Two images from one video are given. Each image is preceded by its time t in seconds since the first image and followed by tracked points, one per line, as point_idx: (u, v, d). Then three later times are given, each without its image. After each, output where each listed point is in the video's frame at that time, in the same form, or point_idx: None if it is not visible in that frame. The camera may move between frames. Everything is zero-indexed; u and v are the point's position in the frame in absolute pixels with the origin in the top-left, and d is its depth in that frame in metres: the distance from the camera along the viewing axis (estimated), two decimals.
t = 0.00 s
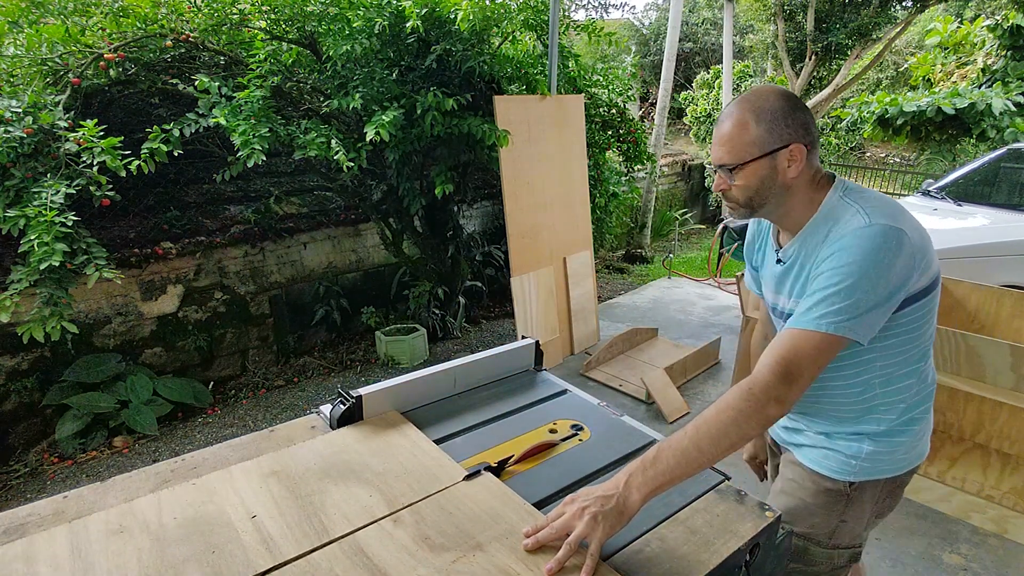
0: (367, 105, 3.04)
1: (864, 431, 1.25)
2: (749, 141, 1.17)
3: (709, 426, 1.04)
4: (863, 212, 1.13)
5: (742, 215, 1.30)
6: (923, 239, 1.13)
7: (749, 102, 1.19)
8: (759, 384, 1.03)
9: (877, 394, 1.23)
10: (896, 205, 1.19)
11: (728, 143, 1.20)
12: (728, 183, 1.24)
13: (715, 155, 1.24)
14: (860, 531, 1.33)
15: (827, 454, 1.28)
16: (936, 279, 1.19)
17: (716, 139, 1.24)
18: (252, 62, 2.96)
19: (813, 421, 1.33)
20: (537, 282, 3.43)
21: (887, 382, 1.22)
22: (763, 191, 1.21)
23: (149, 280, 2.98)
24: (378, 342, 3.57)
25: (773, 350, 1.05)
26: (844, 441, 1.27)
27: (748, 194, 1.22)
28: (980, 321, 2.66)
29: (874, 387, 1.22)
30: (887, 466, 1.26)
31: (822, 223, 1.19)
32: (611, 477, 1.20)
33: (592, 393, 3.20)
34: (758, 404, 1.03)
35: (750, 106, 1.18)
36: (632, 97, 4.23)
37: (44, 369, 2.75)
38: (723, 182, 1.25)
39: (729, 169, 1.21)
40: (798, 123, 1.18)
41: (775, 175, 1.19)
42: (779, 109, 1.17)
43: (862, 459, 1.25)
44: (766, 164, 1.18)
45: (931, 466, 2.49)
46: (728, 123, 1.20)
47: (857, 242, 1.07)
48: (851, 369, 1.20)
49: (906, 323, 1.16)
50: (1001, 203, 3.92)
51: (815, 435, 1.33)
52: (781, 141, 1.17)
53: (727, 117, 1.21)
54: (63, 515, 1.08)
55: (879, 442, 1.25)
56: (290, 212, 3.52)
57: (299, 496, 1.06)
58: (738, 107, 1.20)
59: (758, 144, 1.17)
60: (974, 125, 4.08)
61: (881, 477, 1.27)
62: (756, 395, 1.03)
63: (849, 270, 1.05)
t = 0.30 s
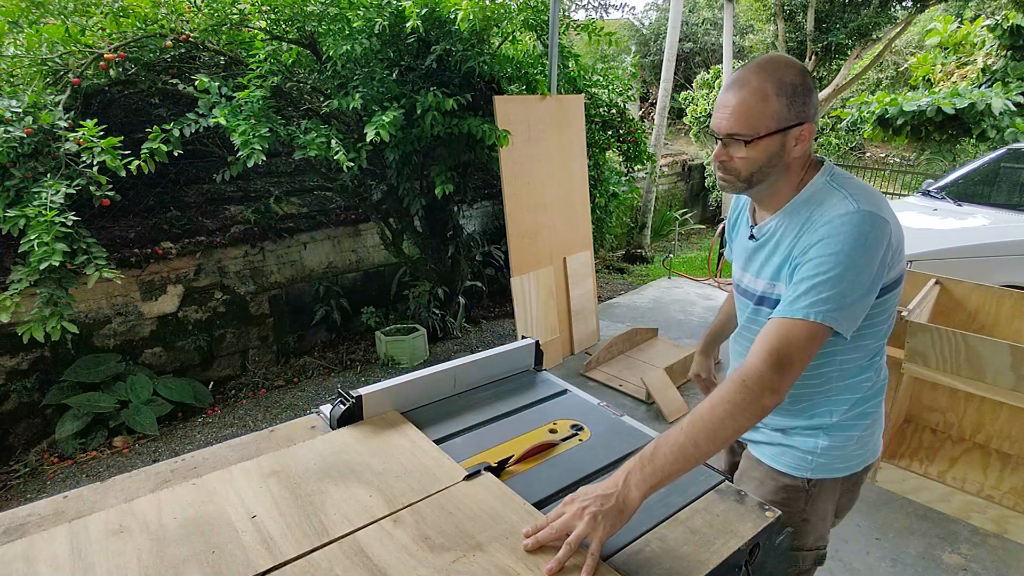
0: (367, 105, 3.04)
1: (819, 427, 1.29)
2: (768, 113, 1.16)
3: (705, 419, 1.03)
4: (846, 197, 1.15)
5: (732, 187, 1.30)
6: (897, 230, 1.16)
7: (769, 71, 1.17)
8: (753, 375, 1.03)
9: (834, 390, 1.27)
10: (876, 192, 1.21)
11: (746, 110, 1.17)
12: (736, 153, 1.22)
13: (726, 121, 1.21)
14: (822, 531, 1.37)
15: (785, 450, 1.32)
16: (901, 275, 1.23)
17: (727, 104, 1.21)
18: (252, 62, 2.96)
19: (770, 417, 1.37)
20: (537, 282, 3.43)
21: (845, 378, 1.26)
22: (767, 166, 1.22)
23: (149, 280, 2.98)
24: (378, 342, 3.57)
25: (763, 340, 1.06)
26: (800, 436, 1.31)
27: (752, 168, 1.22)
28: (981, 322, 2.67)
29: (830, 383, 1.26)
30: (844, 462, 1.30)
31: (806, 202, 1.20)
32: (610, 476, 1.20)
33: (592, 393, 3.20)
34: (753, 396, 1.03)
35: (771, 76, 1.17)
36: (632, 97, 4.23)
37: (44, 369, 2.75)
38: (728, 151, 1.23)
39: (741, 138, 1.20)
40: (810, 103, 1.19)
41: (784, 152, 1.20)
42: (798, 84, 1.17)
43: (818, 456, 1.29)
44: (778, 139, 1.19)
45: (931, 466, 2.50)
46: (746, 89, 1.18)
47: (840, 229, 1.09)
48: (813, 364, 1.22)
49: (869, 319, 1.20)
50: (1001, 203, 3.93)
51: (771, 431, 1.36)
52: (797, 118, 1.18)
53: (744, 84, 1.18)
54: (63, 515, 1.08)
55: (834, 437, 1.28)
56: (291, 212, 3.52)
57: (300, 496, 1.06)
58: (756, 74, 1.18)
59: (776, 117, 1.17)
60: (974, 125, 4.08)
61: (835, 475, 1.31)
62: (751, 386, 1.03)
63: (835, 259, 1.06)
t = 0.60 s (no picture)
0: (367, 105, 3.04)
1: (812, 419, 1.31)
2: (773, 100, 1.17)
3: (702, 416, 1.03)
4: (835, 189, 1.16)
5: (726, 174, 1.30)
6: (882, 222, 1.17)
7: (776, 58, 1.17)
8: (749, 371, 1.03)
9: (825, 383, 1.29)
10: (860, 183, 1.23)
11: (750, 96, 1.17)
12: (736, 138, 1.22)
13: (728, 105, 1.21)
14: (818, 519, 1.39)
15: (779, 445, 1.33)
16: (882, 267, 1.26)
17: (730, 88, 1.21)
18: (252, 62, 2.96)
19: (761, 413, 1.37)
20: (537, 282, 3.43)
21: (834, 370, 1.28)
22: (765, 155, 1.22)
23: (149, 280, 2.98)
24: (378, 342, 3.57)
25: (756, 336, 1.06)
26: (793, 431, 1.32)
27: (749, 155, 1.23)
28: (980, 321, 2.67)
29: (822, 376, 1.27)
30: (834, 452, 1.34)
31: (796, 192, 1.21)
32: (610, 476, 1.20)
33: (592, 393, 3.20)
34: (750, 392, 1.02)
35: (776, 63, 1.18)
36: (632, 97, 4.23)
37: (44, 369, 2.75)
38: (728, 136, 1.23)
39: (742, 123, 1.20)
40: (810, 96, 1.21)
41: (782, 142, 1.21)
42: (800, 75, 1.19)
43: (812, 447, 1.31)
44: (778, 127, 1.19)
45: (932, 466, 2.48)
46: (752, 74, 1.18)
47: (831, 222, 1.09)
48: (806, 359, 1.23)
49: (857, 311, 1.22)
50: (1001, 203, 3.93)
51: (764, 428, 1.36)
52: (798, 108, 1.19)
53: (749, 69, 1.19)
54: (63, 515, 1.08)
55: (826, 428, 1.31)
56: (291, 212, 3.52)
57: (299, 496, 1.05)
58: (763, 60, 1.18)
59: (779, 105, 1.18)
60: (974, 125, 4.08)
61: (827, 465, 1.34)
62: (747, 383, 1.03)
63: (827, 252, 1.07)
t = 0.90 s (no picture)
0: (367, 105, 3.04)
1: (807, 409, 1.32)
2: (762, 99, 1.16)
3: (699, 417, 1.03)
4: (821, 187, 1.17)
5: (714, 174, 1.29)
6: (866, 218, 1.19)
7: (765, 57, 1.17)
8: (744, 371, 1.03)
9: (817, 374, 1.30)
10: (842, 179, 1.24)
11: (740, 95, 1.17)
12: (725, 137, 1.22)
13: (718, 105, 1.20)
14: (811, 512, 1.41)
15: (776, 438, 1.34)
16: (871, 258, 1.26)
17: (719, 87, 1.20)
18: (252, 62, 2.97)
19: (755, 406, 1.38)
20: (537, 282, 3.43)
21: (825, 361, 1.29)
22: (754, 155, 1.22)
23: (149, 280, 2.98)
24: (378, 342, 3.57)
25: (749, 335, 1.06)
26: (789, 423, 1.33)
27: (739, 155, 1.22)
28: (981, 321, 2.67)
29: (813, 368, 1.29)
30: (828, 441, 1.36)
31: (783, 191, 1.22)
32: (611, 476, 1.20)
33: (592, 393, 3.20)
34: (747, 392, 1.02)
35: (765, 63, 1.18)
36: (632, 97, 4.24)
37: (44, 369, 2.75)
38: (717, 135, 1.22)
39: (732, 123, 1.19)
40: (796, 95, 1.21)
41: (770, 141, 1.21)
42: (788, 73, 1.19)
43: (808, 437, 1.33)
44: (767, 127, 1.19)
45: (931, 466, 2.46)
46: (741, 73, 1.17)
47: (818, 220, 1.10)
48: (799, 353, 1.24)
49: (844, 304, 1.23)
50: (1001, 202, 3.90)
51: (760, 422, 1.37)
52: (786, 107, 1.19)
53: (738, 68, 1.18)
54: (63, 515, 1.08)
55: (820, 418, 1.33)
56: (291, 212, 3.52)
57: (299, 496, 1.05)
58: (751, 59, 1.17)
59: (767, 104, 1.18)
60: (974, 124, 4.13)
61: (822, 453, 1.36)
62: (743, 382, 1.03)
63: (816, 250, 1.08)
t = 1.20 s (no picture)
0: (367, 105, 3.03)
1: (813, 408, 1.33)
2: (778, 105, 1.15)
3: (705, 420, 1.02)
4: (834, 194, 1.17)
5: (728, 181, 1.28)
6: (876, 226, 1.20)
7: (778, 61, 1.15)
8: (752, 377, 1.02)
9: (824, 374, 1.31)
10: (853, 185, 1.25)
11: (755, 102, 1.15)
12: (741, 144, 1.20)
13: (733, 111, 1.18)
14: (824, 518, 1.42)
15: (785, 439, 1.34)
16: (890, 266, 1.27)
17: (733, 92, 1.18)
18: (252, 62, 2.97)
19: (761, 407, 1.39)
20: (537, 282, 3.43)
21: (832, 362, 1.30)
22: (769, 161, 1.21)
23: (149, 280, 2.98)
24: (378, 342, 3.57)
25: (758, 340, 1.06)
26: (795, 424, 1.34)
27: (754, 161, 1.21)
28: (981, 321, 2.67)
29: (819, 369, 1.29)
30: (835, 441, 1.37)
31: (794, 196, 1.22)
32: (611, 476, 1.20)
33: (592, 393, 3.20)
34: (753, 399, 1.02)
35: (779, 66, 1.16)
36: (632, 97, 4.24)
37: (44, 369, 2.75)
38: (732, 142, 1.21)
39: (748, 129, 1.18)
40: (809, 98, 1.20)
41: (785, 146, 1.20)
42: (802, 76, 1.18)
43: (815, 437, 1.33)
44: (782, 133, 1.18)
45: (931, 466, 2.45)
46: (755, 79, 1.15)
47: (831, 228, 1.11)
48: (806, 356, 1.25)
49: (851, 306, 1.23)
50: (1001, 202, 3.95)
51: (766, 424, 1.38)
52: (800, 111, 1.19)
53: (753, 73, 1.16)
54: (63, 515, 1.08)
55: (826, 416, 1.34)
56: (291, 212, 3.52)
57: (299, 496, 1.05)
58: (765, 63, 1.16)
59: (782, 109, 1.17)
60: (974, 125, 4.09)
61: (830, 453, 1.37)
62: (749, 387, 1.02)
63: (829, 258, 1.08)
